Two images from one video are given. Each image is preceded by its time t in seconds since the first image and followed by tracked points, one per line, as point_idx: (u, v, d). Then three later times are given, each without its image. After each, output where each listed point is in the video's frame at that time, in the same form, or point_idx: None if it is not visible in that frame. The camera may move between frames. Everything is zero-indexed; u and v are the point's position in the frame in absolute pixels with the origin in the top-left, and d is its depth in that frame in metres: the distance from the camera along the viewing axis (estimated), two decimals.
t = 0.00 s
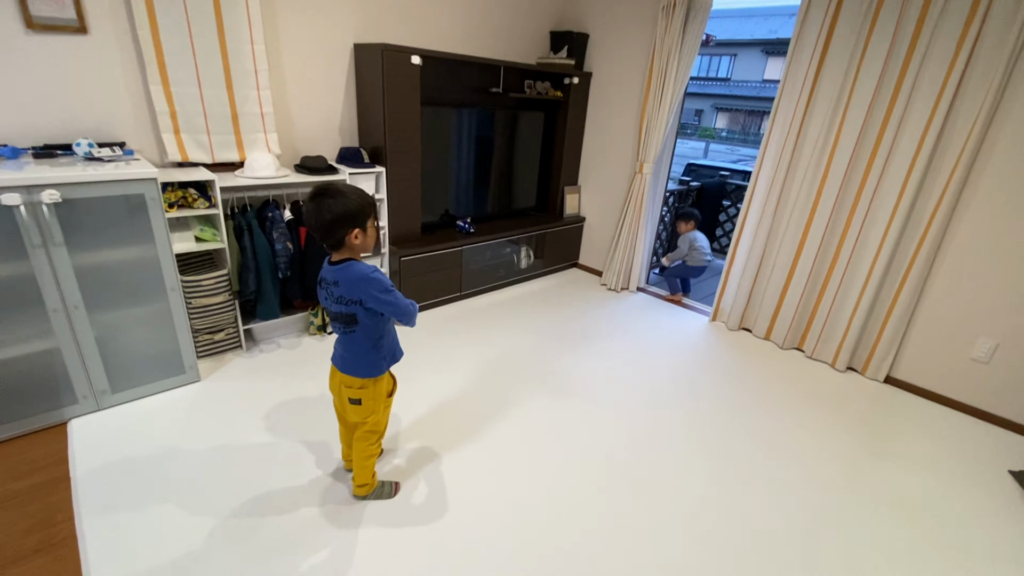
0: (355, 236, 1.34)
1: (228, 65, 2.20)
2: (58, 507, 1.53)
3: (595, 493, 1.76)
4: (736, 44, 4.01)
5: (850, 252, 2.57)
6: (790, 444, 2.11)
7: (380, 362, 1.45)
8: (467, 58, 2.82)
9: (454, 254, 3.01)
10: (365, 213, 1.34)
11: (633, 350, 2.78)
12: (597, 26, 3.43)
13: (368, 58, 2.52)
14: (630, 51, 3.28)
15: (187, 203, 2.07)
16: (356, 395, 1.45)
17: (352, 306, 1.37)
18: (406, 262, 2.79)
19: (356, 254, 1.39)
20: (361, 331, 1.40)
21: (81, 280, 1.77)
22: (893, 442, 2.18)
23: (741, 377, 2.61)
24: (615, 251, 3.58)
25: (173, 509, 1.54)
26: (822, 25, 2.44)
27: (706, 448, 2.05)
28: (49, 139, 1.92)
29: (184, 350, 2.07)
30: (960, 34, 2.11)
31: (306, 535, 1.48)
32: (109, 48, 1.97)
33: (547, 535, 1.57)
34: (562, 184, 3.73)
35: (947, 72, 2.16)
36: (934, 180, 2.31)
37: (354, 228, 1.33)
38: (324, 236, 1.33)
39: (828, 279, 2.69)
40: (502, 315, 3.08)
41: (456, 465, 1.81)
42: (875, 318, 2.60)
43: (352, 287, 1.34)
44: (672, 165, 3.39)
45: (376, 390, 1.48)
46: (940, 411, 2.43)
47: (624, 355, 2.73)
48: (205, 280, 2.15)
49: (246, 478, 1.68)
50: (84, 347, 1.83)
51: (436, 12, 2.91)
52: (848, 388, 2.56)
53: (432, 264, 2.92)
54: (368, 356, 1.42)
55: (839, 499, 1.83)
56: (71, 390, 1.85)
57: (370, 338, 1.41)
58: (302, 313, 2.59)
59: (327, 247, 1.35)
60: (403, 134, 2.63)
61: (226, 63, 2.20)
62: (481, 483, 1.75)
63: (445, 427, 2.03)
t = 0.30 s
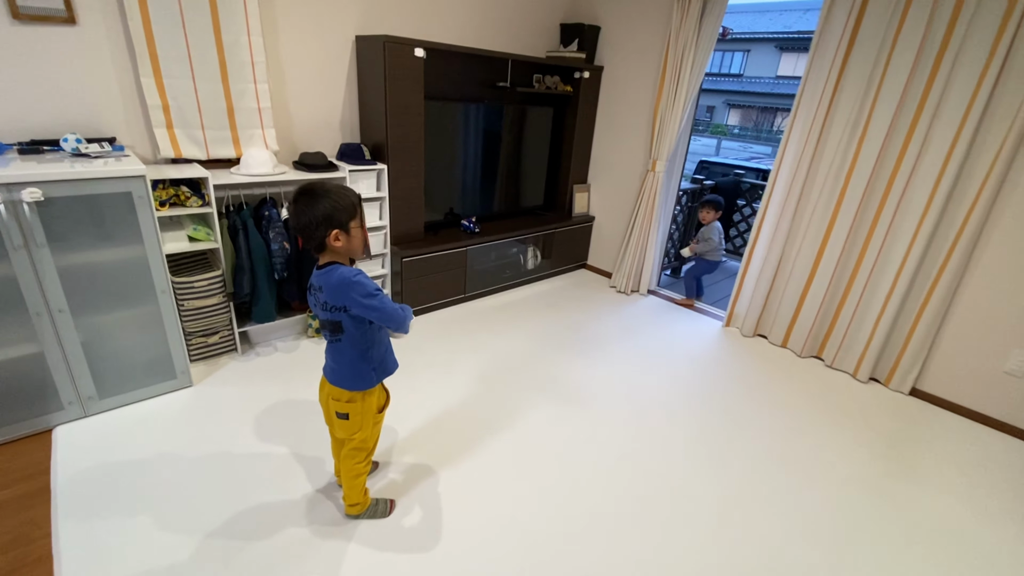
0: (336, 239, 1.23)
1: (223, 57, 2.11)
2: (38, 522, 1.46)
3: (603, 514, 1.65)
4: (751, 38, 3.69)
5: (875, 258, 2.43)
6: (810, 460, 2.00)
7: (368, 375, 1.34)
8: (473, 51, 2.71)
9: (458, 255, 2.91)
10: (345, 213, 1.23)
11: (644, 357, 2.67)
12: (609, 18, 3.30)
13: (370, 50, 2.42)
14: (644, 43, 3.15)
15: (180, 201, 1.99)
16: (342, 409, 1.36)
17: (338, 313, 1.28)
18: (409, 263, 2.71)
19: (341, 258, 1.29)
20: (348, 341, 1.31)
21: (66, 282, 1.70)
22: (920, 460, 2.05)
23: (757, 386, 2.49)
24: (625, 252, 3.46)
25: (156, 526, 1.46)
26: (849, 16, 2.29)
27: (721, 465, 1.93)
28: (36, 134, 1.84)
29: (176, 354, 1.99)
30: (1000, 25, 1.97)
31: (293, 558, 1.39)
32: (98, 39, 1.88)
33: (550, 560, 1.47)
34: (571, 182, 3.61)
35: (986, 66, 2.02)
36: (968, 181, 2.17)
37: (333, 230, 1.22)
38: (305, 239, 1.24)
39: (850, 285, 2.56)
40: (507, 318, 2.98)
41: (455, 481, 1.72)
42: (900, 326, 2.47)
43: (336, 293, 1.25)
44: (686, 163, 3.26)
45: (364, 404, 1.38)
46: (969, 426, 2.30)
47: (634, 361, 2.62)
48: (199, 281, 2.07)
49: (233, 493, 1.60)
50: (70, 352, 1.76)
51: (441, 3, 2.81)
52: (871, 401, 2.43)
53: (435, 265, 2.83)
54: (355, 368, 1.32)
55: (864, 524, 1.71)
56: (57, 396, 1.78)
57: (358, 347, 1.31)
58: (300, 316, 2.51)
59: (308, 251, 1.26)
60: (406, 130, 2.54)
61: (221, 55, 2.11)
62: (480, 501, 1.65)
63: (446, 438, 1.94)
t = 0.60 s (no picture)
0: (311, 245, 1.19)
1: (219, 54, 2.05)
2: (11, 537, 1.38)
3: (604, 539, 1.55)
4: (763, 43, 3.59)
5: (897, 270, 2.31)
6: (828, 484, 1.88)
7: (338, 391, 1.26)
8: (478, 50, 2.63)
9: (461, 260, 2.83)
10: (318, 219, 1.17)
11: (652, 369, 2.56)
12: (620, 18, 3.20)
13: (372, 49, 2.35)
14: (657, 43, 3.04)
15: (172, 203, 1.93)
16: (318, 425, 1.28)
17: (309, 315, 1.24)
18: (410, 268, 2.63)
19: (329, 266, 1.24)
20: (322, 349, 1.24)
21: (50, 285, 1.64)
22: (945, 486, 1.92)
23: (770, 402, 2.37)
24: (634, 258, 3.36)
25: (132, 542, 1.39)
26: (874, 14, 2.17)
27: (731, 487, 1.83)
28: (26, 132, 1.79)
29: (166, 360, 1.93)
30: None
31: None
32: (90, 35, 1.82)
33: None
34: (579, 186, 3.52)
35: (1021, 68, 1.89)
36: (999, 190, 2.04)
37: (305, 236, 1.17)
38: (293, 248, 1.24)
39: (869, 298, 2.44)
40: (510, 325, 2.89)
41: (450, 501, 1.63)
42: (922, 342, 2.34)
43: (306, 293, 1.22)
44: (698, 168, 3.15)
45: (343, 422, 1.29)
46: (999, 451, 2.16)
47: (642, 373, 2.51)
48: (191, 285, 2.00)
49: (216, 507, 1.52)
50: (54, 357, 1.70)
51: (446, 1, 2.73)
52: (892, 421, 2.30)
53: (437, 270, 2.75)
54: (326, 380, 1.25)
55: (886, 557, 1.59)
56: (41, 403, 1.72)
57: (328, 356, 1.24)
58: (296, 321, 2.45)
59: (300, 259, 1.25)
60: (408, 131, 2.46)
61: (218, 53, 2.05)
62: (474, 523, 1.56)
63: (443, 453, 1.85)
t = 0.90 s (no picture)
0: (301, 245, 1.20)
1: (220, 55, 2.02)
2: None
3: (605, 556, 1.50)
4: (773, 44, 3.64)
5: (911, 280, 2.24)
6: (839, 502, 1.81)
7: (296, 396, 1.20)
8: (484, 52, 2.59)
9: (464, 264, 2.79)
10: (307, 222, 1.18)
11: (657, 378, 2.51)
12: (628, 20, 3.16)
13: (375, 50, 2.31)
14: (665, 46, 3.00)
15: (170, 205, 1.90)
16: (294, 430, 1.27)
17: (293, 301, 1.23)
18: (411, 272, 2.59)
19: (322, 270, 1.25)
20: (293, 348, 1.21)
21: (44, 288, 1.62)
22: (961, 505, 1.85)
23: (778, 414, 2.31)
24: (639, 264, 3.30)
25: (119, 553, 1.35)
26: (889, 17, 2.11)
27: (737, 502, 1.77)
28: (23, 132, 1.77)
29: (162, 364, 1.90)
30: None
31: None
32: (89, 34, 1.80)
33: None
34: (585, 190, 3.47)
35: None
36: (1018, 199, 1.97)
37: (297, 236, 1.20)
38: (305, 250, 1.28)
39: (881, 308, 2.37)
40: (513, 331, 2.84)
41: (447, 515, 1.58)
42: (936, 355, 2.28)
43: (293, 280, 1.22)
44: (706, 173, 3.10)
45: (313, 436, 1.23)
46: (1017, 469, 2.08)
47: (647, 382, 2.46)
48: (189, 289, 1.98)
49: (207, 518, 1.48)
50: (48, 361, 1.68)
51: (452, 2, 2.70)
52: (905, 435, 2.23)
53: (439, 275, 2.71)
54: (289, 381, 1.21)
55: None
56: (34, 407, 1.69)
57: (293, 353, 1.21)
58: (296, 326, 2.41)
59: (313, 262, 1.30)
60: (412, 134, 2.43)
61: (219, 53, 2.02)
62: (472, 538, 1.51)
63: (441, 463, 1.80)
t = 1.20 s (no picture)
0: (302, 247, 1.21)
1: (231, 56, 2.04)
2: (10, 543, 1.36)
3: (612, 559, 1.49)
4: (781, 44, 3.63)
5: (922, 284, 2.22)
6: (849, 507, 1.80)
7: (299, 397, 1.21)
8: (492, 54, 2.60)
9: (470, 265, 2.79)
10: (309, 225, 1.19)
11: (664, 380, 2.50)
12: (636, 22, 3.15)
13: (384, 51, 2.32)
14: (673, 48, 2.99)
15: (180, 205, 1.92)
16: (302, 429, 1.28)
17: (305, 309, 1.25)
18: (418, 273, 2.60)
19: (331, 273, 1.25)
20: (299, 350, 1.22)
21: (56, 287, 1.63)
22: (973, 512, 1.83)
23: (786, 418, 2.30)
24: (646, 266, 3.29)
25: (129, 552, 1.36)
26: (901, 20, 2.10)
27: (745, 506, 1.76)
28: (37, 132, 1.79)
29: (171, 364, 1.92)
30: None
31: None
32: (102, 36, 1.82)
33: None
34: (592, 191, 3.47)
35: None
36: None
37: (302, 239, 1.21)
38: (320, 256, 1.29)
39: (891, 312, 2.35)
40: (520, 332, 2.84)
41: (454, 516, 1.58)
42: (948, 359, 2.26)
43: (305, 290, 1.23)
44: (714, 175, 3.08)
45: (316, 436, 1.24)
46: None
47: (653, 385, 2.45)
48: (198, 288, 1.99)
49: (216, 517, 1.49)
50: (59, 359, 1.69)
51: (460, 4, 2.71)
52: (915, 440, 2.21)
53: (445, 276, 2.71)
54: (295, 381, 1.22)
55: None
56: (46, 405, 1.71)
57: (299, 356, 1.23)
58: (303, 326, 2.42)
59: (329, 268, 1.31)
60: (419, 135, 2.43)
61: (230, 54, 2.04)
62: (479, 541, 1.51)
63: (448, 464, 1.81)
